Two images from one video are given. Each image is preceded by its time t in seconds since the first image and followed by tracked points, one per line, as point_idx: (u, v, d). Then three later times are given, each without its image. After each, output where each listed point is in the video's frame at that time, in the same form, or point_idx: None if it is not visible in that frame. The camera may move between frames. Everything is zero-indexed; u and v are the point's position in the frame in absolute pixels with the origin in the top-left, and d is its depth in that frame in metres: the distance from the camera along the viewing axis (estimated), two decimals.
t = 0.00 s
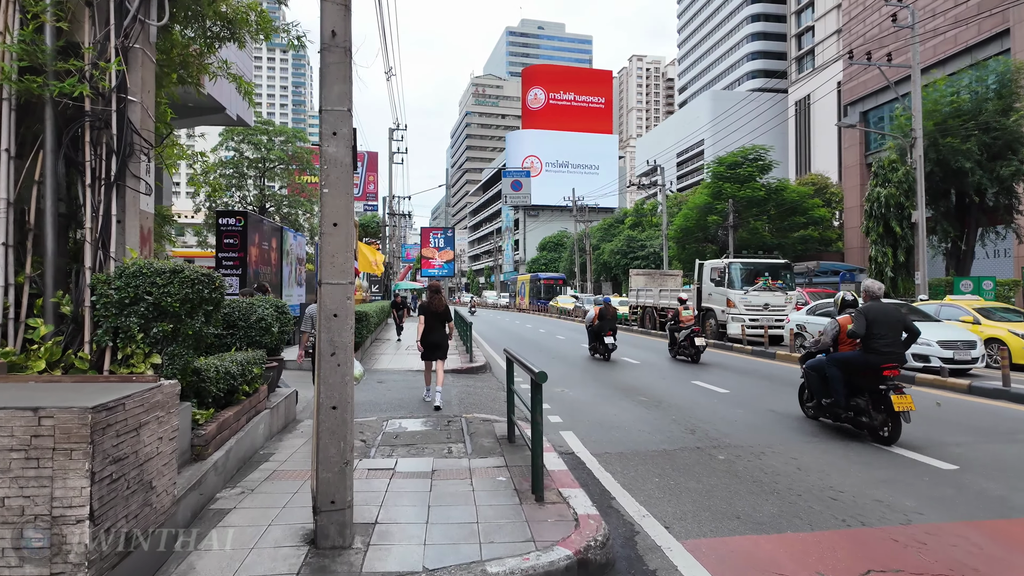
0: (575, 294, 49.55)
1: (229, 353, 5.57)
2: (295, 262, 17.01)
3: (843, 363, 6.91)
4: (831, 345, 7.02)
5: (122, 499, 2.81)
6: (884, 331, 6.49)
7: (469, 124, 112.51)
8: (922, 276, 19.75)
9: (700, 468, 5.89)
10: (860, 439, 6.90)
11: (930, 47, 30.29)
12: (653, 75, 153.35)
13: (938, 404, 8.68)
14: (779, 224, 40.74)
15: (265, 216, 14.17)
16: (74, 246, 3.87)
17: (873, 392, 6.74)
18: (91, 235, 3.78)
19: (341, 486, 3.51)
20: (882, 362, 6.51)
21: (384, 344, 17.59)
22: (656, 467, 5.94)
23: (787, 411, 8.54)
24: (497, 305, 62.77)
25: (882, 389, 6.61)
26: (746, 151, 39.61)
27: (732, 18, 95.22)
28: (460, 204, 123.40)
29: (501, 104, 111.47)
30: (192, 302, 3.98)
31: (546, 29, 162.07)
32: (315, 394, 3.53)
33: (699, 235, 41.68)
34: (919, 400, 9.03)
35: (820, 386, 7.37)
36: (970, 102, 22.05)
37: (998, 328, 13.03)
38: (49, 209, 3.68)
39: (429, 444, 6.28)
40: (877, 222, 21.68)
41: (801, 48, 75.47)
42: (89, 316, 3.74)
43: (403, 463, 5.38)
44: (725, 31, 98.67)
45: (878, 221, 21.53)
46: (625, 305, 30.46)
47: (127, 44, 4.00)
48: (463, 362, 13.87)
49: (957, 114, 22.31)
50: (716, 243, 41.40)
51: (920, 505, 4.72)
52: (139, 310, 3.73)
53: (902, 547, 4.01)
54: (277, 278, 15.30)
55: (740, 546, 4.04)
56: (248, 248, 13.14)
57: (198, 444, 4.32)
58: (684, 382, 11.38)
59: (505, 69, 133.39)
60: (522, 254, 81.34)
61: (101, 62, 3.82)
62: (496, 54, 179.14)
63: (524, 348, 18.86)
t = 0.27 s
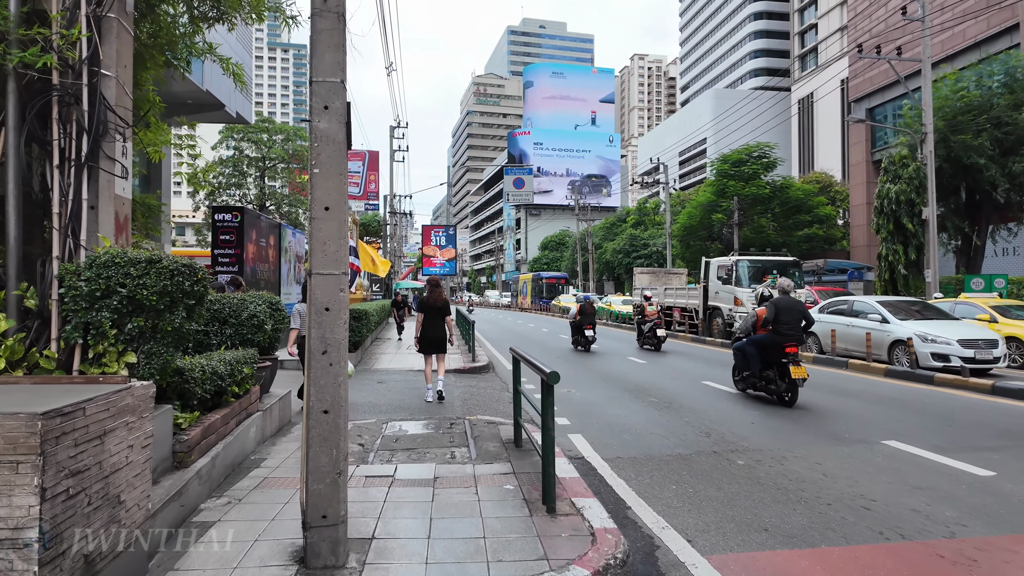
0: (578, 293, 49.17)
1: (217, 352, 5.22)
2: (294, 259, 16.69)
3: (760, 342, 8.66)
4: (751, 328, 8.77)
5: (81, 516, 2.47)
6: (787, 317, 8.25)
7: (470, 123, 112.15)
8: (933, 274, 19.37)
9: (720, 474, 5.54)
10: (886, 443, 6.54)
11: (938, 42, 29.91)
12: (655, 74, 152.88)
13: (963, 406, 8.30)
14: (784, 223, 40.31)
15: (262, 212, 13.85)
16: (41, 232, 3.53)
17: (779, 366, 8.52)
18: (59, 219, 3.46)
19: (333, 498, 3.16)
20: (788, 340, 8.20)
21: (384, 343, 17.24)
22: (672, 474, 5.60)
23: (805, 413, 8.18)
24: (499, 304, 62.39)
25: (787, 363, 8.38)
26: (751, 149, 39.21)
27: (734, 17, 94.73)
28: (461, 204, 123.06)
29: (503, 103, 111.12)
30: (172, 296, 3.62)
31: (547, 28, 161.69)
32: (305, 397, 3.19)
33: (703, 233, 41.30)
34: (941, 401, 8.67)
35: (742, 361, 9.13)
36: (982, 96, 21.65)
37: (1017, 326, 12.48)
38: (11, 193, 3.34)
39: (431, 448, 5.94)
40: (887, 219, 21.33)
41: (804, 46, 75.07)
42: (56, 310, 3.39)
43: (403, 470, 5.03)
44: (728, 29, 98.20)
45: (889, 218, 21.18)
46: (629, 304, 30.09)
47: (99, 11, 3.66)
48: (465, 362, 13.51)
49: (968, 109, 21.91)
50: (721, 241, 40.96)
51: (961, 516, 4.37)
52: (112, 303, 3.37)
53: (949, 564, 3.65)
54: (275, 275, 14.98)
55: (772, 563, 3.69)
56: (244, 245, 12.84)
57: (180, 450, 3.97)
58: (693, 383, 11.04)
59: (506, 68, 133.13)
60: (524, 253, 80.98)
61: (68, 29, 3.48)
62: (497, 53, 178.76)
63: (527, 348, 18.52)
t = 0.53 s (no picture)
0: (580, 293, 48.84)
1: (204, 359, 4.87)
2: (293, 259, 16.37)
3: (704, 334, 10.93)
4: (699, 324, 11.11)
5: (29, 556, 2.14)
6: (725, 315, 10.52)
7: (471, 123, 111.80)
8: (943, 274, 19.04)
9: (743, 489, 5.20)
10: (914, 453, 6.19)
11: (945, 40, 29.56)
12: (657, 74, 152.63)
13: (989, 412, 7.95)
14: (788, 222, 39.95)
15: (260, 211, 13.52)
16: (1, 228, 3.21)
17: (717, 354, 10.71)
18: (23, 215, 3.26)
19: (324, 527, 2.82)
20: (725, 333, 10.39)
21: (385, 345, 16.89)
22: (692, 488, 5.26)
23: (824, 420, 7.82)
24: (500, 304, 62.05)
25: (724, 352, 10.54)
26: (754, 147, 38.83)
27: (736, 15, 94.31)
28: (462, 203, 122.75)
29: (504, 103, 110.81)
30: (147, 299, 3.26)
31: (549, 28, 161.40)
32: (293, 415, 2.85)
33: (706, 233, 40.97)
34: (965, 406, 8.32)
35: (691, 350, 11.31)
36: (993, 93, 21.27)
37: None
38: None
39: (434, 459, 5.59)
40: (897, 218, 20.88)
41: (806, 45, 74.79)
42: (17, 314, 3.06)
43: (404, 486, 4.69)
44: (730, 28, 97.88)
45: (898, 218, 20.81)
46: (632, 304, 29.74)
47: None
48: (468, 365, 13.16)
49: (978, 106, 21.56)
50: (724, 241, 40.52)
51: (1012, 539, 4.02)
52: (79, 308, 3.03)
53: None
54: (274, 276, 14.65)
55: None
56: (241, 244, 12.50)
57: (160, 468, 3.63)
58: (704, 387, 10.69)
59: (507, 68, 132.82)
60: (526, 253, 80.66)
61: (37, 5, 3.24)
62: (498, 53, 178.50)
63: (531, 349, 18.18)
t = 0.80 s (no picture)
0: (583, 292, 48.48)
1: (192, 361, 4.54)
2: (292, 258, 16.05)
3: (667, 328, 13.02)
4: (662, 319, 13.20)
5: None
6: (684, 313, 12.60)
7: (473, 122, 111.51)
8: (954, 273, 18.72)
9: (769, 500, 4.85)
10: (946, 460, 5.86)
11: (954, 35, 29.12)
12: (659, 73, 152.27)
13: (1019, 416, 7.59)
14: (793, 221, 39.56)
15: (258, 208, 13.18)
16: None
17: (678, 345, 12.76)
18: None
19: (316, 552, 2.49)
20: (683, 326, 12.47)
21: (385, 345, 16.54)
22: (714, 500, 4.90)
23: (847, 424, 7.44)
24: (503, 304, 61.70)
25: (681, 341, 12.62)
26: (759, 146, 38.36)
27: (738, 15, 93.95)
28: (463, 203, 122.44)
29: (505, 103, 110.95)
30: (121, 296, 2.92)
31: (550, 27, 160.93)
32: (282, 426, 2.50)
33: (710, 232, 40.66)
34: (992, 410, 7.97)
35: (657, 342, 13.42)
36: (1006, 89, 20.88)
37: None
38: None
39: (439, 467, 5.24)
40: (908, 215, 20.69)
41: (810, 44, 74.44)
42: None
43: (405, 498, 4.34)
44: (732, 28, 97.47)
45: (909, 216, 20.53)
46: (636, 304, 29.39)
47: None
48: (471, 366, 12.80)
49: (991, 102, 21.15)
50: (729, 240, 40.26)
51: None
52: (41, 304, 2.71)
53: None
54: (272, 274, 14.32)
55: None
56: (238, 242, 12.17)
57: (137, 482, 3.28)
58: (716, 389, 10.32)
59: (509, 67, 132.25)
60: (527, 252, 80.39)
61: None
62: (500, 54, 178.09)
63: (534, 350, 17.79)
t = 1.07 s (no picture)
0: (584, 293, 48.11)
1: (176, 371, 4.15)
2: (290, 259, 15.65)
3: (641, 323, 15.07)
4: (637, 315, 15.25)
5: None
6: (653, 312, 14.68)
7: (473, 122, 111.15)
8: (966, 273, 18.35)
9: (802, 522, 4.47)
10: (985, 474, 5.48)
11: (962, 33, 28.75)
12: (659, 74, 151.93)
13: None
14: (797, 221, 39.18)
15: (255, 207, 12.80)
16: None
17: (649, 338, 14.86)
18: None
19: None
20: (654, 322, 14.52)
21: (385, 348, 16.13)
22: (743, 521, 4.52)
23: (874, 434, 7.05)
24: (504, 305, 61.30)
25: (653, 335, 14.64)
26: (762, 145, 37.98)
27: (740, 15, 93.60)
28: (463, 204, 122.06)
29: (505, 103, 110.60)
30: (84, 303, 2.61)
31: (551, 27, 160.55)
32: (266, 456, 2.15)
33: (714, 232, 40.29)
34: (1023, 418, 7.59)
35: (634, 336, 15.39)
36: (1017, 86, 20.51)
37: None
38: None
39: (444, 484, 4.86)
40: (919, 215, 20.30)
41: (812, 44, 74.13)
42: None
43: (408, 522, 3.96)
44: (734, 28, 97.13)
45: (920, 215, 20.17)
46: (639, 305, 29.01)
47: None
48: (474, 369, 12.39)
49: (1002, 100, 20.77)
50: (732, 240, 39.91)
51: None
52: None
53: None
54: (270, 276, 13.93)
55: None
56: (234, 242, 11.78)
57: (106, 512, 2.89)
58: (730, 395, 9.92)
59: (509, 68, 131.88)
60: (528, 253, 80.02)
61: None
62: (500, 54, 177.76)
63: (537, 352, 17.40)
